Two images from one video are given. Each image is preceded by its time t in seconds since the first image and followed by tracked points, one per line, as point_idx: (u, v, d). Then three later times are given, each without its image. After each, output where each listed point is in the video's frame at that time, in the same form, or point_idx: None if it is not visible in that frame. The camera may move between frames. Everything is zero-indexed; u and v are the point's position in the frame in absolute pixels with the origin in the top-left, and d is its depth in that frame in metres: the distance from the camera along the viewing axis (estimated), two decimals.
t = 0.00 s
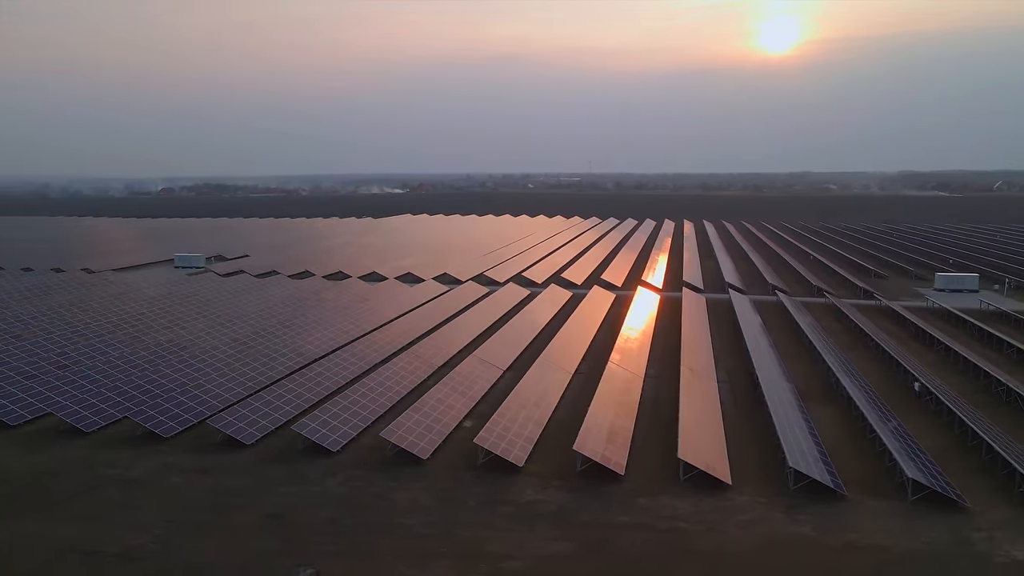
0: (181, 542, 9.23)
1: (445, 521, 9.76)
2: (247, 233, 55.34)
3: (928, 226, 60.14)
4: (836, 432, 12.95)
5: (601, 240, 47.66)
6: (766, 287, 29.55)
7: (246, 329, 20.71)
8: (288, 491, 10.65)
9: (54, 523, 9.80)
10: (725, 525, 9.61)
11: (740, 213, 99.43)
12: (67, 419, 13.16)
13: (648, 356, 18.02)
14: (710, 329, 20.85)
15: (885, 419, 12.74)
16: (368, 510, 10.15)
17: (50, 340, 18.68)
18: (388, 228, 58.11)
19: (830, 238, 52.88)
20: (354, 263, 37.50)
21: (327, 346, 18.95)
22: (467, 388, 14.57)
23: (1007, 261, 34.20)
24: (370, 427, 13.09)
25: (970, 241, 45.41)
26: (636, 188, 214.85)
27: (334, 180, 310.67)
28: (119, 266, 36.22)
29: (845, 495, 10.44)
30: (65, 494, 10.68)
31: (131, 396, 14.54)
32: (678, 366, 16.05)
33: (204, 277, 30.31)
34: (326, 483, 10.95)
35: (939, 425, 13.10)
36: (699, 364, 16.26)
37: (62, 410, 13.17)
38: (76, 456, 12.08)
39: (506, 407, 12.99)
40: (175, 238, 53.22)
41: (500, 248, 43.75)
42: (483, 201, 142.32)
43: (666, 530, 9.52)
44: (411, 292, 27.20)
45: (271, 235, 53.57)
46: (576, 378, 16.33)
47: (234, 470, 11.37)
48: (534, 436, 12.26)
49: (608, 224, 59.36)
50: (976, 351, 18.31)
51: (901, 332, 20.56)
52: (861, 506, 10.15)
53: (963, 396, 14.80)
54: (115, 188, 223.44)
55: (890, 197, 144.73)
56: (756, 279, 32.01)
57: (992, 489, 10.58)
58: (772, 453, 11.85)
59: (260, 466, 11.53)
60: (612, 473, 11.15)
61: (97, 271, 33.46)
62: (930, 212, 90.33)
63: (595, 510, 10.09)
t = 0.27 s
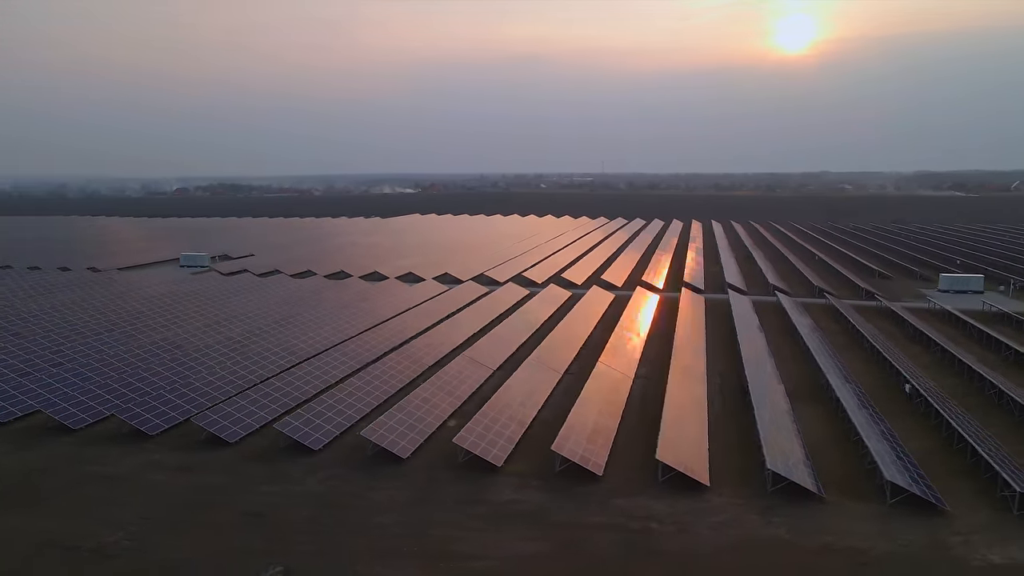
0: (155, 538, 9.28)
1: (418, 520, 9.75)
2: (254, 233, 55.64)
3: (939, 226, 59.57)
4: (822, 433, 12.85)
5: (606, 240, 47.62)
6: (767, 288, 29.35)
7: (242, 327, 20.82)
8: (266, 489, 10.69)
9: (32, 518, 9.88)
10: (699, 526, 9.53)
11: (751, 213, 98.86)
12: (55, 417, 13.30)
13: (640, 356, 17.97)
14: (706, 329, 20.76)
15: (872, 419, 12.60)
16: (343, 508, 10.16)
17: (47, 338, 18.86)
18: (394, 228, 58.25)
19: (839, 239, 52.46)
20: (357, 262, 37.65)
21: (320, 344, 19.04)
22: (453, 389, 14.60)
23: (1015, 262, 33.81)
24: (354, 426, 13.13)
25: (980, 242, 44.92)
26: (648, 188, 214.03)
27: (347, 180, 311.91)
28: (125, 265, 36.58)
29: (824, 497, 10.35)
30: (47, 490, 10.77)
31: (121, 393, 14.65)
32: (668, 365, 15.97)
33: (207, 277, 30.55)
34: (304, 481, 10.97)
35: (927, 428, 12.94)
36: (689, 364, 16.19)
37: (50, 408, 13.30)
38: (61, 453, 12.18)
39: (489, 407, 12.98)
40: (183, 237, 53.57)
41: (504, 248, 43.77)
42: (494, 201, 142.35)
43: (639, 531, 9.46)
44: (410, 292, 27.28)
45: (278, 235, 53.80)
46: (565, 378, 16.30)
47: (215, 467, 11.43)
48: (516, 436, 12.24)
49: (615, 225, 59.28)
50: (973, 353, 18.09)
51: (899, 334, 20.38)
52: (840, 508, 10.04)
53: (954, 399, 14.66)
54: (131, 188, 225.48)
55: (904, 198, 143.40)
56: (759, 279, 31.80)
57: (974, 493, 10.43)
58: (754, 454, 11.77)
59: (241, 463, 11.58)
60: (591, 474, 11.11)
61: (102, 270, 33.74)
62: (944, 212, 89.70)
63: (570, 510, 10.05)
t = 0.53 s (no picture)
0: (128, 535, 9.35)
1: (391, 519, 9.75)
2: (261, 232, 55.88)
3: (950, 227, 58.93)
4: (808, 435, 12.75)
5: (611, 241, 47.50)
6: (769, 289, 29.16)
7: (238, 326, 20.94)
8: (243, 487, 10.73)
9: (11, 515, 9.98)
10: (672, 527, 9.49)
11: (762, 213, 98.24)
12: (43, 414, 13.45)
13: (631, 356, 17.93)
14: (701, 330, 20.65)
15: (858, 421, 12.48)
16: (318, 507, 10.17)
17: (45, 336, 19.07)
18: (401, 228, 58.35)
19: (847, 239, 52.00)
20: (360, 261, 37.73)
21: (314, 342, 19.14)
22: (440, 389, 14.63)
23: None
24: (338, 425, 13.18)
25: (990, 243, 44.39)
26: (661, 188, 213.24)
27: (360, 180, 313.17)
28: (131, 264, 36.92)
29: (802, 500, 10.27)
30: (28, 487, 10.86)
31: (111, 391, 14.79)
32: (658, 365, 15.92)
33: (209, 276, 30.78)
34: (283, 480, 11.02)
35: (914, 431, 12.81)
36: (679, 365, 16.11)
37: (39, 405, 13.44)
38: (46, 450, 12.29)
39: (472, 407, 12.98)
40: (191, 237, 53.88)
41: (508, 249, 43.76)
42: (505, 201, 142.31)
43: (611, 532, 9.42)
44: (408, 291, 27.36)
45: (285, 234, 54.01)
46: (554, 378, 16.28)
47: (196, 465, 11.49)
48: (497, 436, 12.23)
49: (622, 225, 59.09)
50: (970, 355, 17.89)
51: (896, 336, 20.21)
52: (816, 511, 9.96)
53: (946, 401, 14.52)
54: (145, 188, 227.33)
55: (919, 198, 142.00)
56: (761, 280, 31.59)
57: (955, 497, 10.32)
58: (736, 455, 11.70)
59: (222, 462, 11.63)
60: (569, 475, 11.08)
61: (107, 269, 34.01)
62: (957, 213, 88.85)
63: (545, 511, 10.02)
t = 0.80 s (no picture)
0: (103, 532, 9.44)
1: (364, 519, 9.79)
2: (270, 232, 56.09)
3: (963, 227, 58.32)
4: (792, 436, 12.68)
5: (616, 242, 47.37)
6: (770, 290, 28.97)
7: (235, 324, 21.10)
8: (222, 485, 10.82)
9: None
10: (644, 529, 9.45)
11: (773, 213, 97.67)
12: (33, 411, 13.61)
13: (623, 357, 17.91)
14: (697, 330, 20.56)
15: (842, 422, 12.39)
16: (293, 506, 10.22)
17: (43, 333, 19.28)
18: (408, 227, 58.43)
19: (856, 240, 51.56)
20: (363, 260, 37.83)
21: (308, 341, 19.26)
22: (426, 390, 14.69)
23: None
24: (323, 423, 13.25)
25: (1001, 244, 43.87)
26: (673, 188, 212.68)
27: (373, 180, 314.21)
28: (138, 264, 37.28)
29: (778, 503, 10.20)
30: (10, 483, 11.00)
31: (103, 388, 14.95)
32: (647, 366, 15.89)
33: (212, 275, 31.03)
34: (261, 479, 11.08)
35: (900, 434, 12.70)
36: (669, 366, 16.07)
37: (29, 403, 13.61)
38: (33, 447, 12.44)
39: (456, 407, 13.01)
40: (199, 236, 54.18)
41: (512, 248, 43.74)
42: (516, 201, 142.30)
43: (582, 533, 9.40)
44: (408, 291, 27.46)
45: (293, 234, 54.23)
46: (544, 379, 16.33)
47: (179, 464, 11.61)
48: (480, 435, 12.25)
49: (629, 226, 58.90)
50: (966, 358, 17.71)
51: (894, 338, 20.05)
52: (792, 515, 9.89)
53: (936, 404, 14.40)
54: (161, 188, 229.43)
55: (935, 198, 140.57)
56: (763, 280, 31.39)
57: (934, 500, 10.21)
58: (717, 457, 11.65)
59: (204, 461, 11.73)
60: (546, 475, 11.06)
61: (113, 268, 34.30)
62: (972, 214, 87.85)
63: (519, 511, 10.02)
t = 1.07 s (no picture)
0: (79, 528, 9.52)
1: (338, 517, 9.81)
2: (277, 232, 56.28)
3: (975, 228, 57.71)
4: (777, 438, 12.60)
5: (621, 242, 47.27)
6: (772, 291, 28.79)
7: (232, 323, 21.22)
8: (201, 482, 10.88)
9: None
10: (616, 530, 9.41)
11: (784, 214, 97.14)
12: (25, 409, 13.78)
13: (614, 358, 17.87)
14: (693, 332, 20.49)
15: (827, 424, 12.29)
16: (270, 503, 10.26)
17: (41, 331, 19.52)
18: (414, 228, 58.52)
19: (864, 241, 51.12)
20: (366, 260, 37.91)
21: (302, 339, 19.38)
22: (413, 389, 14.76)
23: None
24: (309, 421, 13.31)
25: (1012, 245, 43.34)
26: (685, 189, 211.80)
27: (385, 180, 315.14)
28: (144, 263, 37.65)
29: (755, 505, 10.14)
30: None
31: (95, 388, 15.10)
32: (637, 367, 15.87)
33: (215, 274, 31.27)
34: (241, 476, 11.13)
35: (887, 436, 12.57)
36: (659, 368, 16.02)
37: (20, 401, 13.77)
38: (21, 444, 12.57)
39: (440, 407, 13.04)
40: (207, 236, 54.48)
41: (516, 248, 43.76)
42: (527, 201, 142.14)
43: (554, 533, 9.36)
44: (407, 290, 27.54)
45: (300, 233, 54.40)
46: (534, 380, 16.33)
47: (161, 461, 11.69)
48: (462, 435, 12.26)
49: (636, 226, 58.75)
50: (963, 361, 17.51)
51: (892, 340, 19.89)
52: (768, 517, 9.80)
53: (927, 406, 14.28)
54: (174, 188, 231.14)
55: (950, 199, 139.09)
56: (766, 280, 31.20)
57: (914, 504, 10.10)
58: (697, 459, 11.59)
59: (187, 458, 11.80)
60: (524, 475, 11.05)
61: (118, 268, 34.57)
62: (986, 215, 86.87)
63: (493, 511, 10.00)
